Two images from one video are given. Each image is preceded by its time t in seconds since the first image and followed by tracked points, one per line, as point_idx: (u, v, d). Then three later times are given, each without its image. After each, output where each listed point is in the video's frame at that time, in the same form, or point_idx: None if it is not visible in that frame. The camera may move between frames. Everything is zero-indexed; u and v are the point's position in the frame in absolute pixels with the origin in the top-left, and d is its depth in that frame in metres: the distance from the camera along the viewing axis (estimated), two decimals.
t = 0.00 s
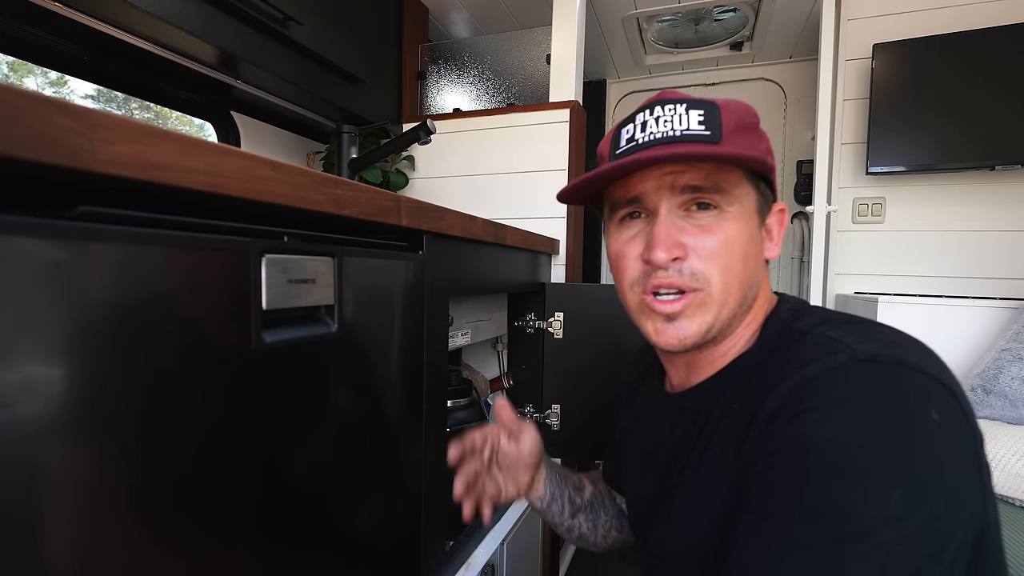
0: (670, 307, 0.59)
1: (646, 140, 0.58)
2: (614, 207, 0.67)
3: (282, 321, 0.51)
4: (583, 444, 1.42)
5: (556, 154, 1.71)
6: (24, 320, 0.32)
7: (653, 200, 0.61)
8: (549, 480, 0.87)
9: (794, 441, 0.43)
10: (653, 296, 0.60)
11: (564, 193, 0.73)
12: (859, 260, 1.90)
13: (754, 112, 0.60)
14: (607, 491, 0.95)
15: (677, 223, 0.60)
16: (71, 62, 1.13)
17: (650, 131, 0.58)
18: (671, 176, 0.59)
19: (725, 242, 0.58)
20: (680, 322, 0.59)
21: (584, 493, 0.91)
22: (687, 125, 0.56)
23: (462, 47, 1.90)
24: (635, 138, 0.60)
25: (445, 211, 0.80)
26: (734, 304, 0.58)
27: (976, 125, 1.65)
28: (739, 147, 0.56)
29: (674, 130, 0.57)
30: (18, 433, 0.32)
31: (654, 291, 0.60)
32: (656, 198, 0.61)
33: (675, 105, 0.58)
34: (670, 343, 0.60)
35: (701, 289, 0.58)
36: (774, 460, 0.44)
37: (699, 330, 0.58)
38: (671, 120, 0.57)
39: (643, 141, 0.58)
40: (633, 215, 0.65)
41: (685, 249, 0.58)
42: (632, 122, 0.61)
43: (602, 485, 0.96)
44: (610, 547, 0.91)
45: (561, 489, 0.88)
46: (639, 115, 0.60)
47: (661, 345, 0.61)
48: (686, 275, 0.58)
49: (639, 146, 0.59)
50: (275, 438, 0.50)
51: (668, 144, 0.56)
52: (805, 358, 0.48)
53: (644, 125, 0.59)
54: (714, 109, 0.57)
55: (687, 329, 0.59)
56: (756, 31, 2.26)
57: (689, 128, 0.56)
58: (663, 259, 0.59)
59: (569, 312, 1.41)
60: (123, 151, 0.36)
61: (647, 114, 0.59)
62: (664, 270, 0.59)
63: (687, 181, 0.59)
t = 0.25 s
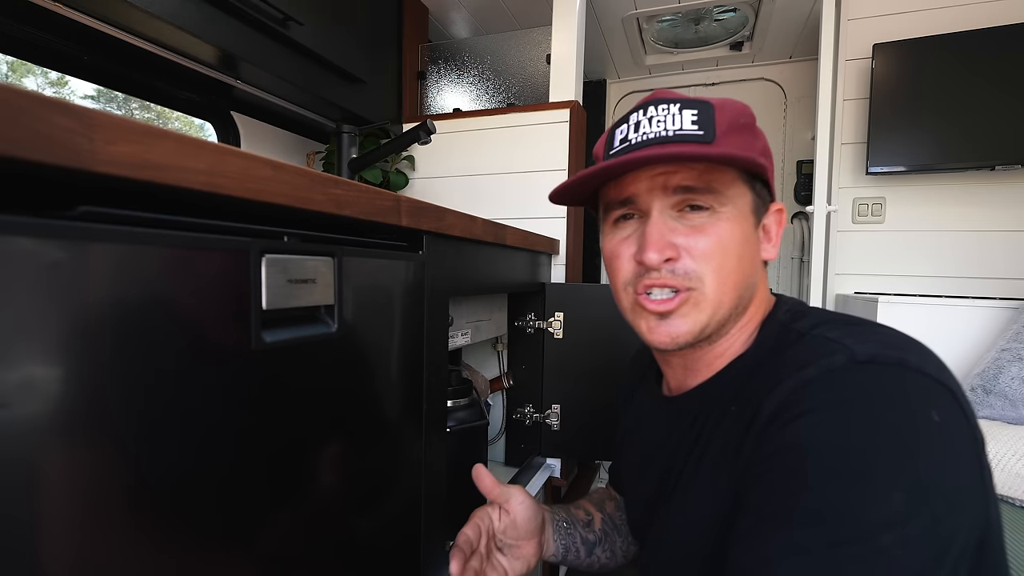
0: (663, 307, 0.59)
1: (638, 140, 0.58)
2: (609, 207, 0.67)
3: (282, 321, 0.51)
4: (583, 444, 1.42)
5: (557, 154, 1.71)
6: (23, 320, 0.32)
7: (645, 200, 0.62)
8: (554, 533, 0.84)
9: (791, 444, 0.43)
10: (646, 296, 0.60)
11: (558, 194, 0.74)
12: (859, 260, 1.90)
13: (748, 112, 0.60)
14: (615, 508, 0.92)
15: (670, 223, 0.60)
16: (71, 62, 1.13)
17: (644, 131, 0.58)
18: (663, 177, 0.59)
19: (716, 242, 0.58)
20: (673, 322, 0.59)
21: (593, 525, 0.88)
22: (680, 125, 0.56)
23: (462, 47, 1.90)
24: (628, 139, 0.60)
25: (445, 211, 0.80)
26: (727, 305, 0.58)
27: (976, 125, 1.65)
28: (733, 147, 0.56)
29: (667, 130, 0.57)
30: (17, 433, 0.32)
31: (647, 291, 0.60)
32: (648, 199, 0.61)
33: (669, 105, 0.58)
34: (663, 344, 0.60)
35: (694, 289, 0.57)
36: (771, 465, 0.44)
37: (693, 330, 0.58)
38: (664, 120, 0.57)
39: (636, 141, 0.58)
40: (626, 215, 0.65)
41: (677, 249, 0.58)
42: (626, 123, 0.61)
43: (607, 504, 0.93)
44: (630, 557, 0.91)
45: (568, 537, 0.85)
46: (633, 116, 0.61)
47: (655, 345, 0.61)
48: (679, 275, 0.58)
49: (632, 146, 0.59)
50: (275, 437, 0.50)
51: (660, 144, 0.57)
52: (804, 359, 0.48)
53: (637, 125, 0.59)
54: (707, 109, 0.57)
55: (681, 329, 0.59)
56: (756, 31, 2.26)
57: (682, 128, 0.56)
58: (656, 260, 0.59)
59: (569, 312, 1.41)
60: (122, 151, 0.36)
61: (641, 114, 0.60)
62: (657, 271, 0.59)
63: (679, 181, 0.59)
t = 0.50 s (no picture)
0: (641, 287, 0.61)
1: (648, 126, 0.61)
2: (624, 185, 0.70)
3: (282, 321, 0.51)
4: (583, 445, 1.42)
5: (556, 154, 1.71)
6: (23, 319, 0.32)
7: (642, 184, 0.63)
8: (545, 547, 0.83)
9: (809, 447, 0.43)
10: (626, 275, 0.63)
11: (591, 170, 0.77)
12: (859, 260, 1.90)
13: (778, 104, 0.57)
14: (613, 509, 0.90)
15: (655, 207, 0.61)
16: (71, 62, 1.13)
17: (657, 116, 0.60)
18: (656, 162, 0.61)
19: (697, 232, 0.57)
20: (645, 302, 0.61)
21: (587, 532, 0.86)
22: (688, 113, 0.57)
23: (462, 47, 1.90)
24: (645, 123, 0.62)
25: (445, 211, 0.80)
26: (707, 294, 0.58)
27: (976, 125, 1.65)
28: (731, 141, 0.54)
29: (675, 116, 0.58)
30: (16, 433, 0.32)
31: (626, 269, 0.63)
32: (643, 182, 0.63)
33: (689, 93, 0.59)
34: (639, 322, 0.63)
35: (664, 273, 0.59)
36: (788, 466, 0.44)
37: (663, 312, 0.60)
38: (677, 107, 0.59)
39: (646, 125, 0.61)
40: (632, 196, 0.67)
41: (654, 233, 0.60)
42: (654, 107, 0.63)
43: (604, 506, 0.90)
44: (632, 553, 0.89)
45: (561, 549, 0.83)
46: (659, 101, 0.63)
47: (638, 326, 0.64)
48: (652, 259, 0.60)
49: (642, 129, 0.61)
50: (274, 437, 0.50)
51: (660, 129, 0.58)
52: (819, 363, 0.48)
53: (657, 109, 0.61)
54: (723, 98, 0.56)
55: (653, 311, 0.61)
56: (756, 31, 2.26)
57: (688, 116, 0.57)
58: (632, 240, 0.61)
59: (569, 312, 1.41)
60: (123, 151, 0.36)
61: (663, 101, 0.62)
62: (633, 250, 0.61)
63: (669, 167, 0.59)
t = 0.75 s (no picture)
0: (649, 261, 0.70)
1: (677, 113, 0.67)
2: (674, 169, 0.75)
3: (282, 321, 0.51)
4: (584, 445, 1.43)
5: (555, 154, 1.71)
6: (23, 319, 0.32)
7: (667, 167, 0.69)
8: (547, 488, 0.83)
9: (847, 459, 0.43)
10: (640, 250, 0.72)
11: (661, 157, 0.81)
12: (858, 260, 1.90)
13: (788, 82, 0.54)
14: (595, 461, 0.91)
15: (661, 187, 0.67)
16: (71, 62, 1.13)
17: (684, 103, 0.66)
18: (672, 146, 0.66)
19: (684, 208, 0.62)
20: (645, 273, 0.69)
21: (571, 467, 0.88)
22: (699, 99, 0.61)
23: (462, 47, 1.90)
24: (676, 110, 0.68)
25: (445, 211, 0.80)
26: (698, 271, 0.62)
27: (975, 125, 1.65)
28: (722, 121, 0.57)
29: (692, 102, 0.63)
30: (17, 433, 0.32)
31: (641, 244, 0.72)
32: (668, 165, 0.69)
33: (714, 80, 0.62)
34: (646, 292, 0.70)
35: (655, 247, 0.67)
36: (824, 472, 0.44)
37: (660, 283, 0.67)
38: (699, 94, 0.63)
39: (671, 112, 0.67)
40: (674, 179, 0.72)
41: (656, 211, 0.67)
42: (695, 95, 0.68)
43: (588, 455, 0.92)
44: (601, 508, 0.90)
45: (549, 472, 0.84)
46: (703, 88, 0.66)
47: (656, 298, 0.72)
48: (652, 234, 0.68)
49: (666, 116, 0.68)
50: (275, 438, 0.50)
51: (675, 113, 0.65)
52: (865, 366, 0.49)
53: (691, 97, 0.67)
54: (734, 83, 0.59)
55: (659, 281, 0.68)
56: (756, 31, 2.26)
57: (696, 102, 0.62)
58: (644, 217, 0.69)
59: (570, 312, 1.41)
60: (123, 151, 0.36)
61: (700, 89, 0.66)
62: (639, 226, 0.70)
63: (678, 151, 0.64)
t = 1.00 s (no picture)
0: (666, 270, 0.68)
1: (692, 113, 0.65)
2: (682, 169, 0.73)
3: (282, 321, 0.51)
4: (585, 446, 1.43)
5: (556, 154, 1.71)
6: (21, 318, 0.32)
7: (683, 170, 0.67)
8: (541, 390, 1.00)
9: (865, 466, 0.43)
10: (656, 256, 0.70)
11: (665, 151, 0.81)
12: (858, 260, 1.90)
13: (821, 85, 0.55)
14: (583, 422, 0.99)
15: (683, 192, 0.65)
16: (71, 62, 1.13)
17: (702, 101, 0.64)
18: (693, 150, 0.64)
19: (715, 217, 0.60)
20: (665, 281, 0.67)
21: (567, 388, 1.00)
22: (722, 97, 0.60)
23: (462, 47, 1.90)
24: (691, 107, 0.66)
25: (445, 211, 0.80)
26: (728, 282, 0.61)
27: (975, 125, 1.65)
28: (753, 124, 0.56)
29: (712, 101, 0.62)
30: (15, 432, 0.32)
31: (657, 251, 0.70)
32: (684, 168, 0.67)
33: (732, 77, 0.62)
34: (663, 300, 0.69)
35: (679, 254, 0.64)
36: (841, 478, 0.44)
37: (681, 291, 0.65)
38: (718, 92, 0.62)
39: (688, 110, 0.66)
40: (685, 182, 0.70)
41: (680, 219, 0.65)
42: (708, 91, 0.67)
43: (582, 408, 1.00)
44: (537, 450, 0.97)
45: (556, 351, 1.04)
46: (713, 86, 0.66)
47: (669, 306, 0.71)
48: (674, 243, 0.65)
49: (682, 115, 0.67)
50: (274, 438, 0.50)
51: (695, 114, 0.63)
52: (882, 369, 0.50)
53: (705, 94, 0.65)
54: (761, 82, 0.58)
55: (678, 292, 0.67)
56: (756, 31, 2.26)
57: (720, 101, 0.60)
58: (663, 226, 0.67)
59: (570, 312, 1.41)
60: (123, 151, 0.36)
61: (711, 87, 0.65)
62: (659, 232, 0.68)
63: (704, 155, 0.62)
